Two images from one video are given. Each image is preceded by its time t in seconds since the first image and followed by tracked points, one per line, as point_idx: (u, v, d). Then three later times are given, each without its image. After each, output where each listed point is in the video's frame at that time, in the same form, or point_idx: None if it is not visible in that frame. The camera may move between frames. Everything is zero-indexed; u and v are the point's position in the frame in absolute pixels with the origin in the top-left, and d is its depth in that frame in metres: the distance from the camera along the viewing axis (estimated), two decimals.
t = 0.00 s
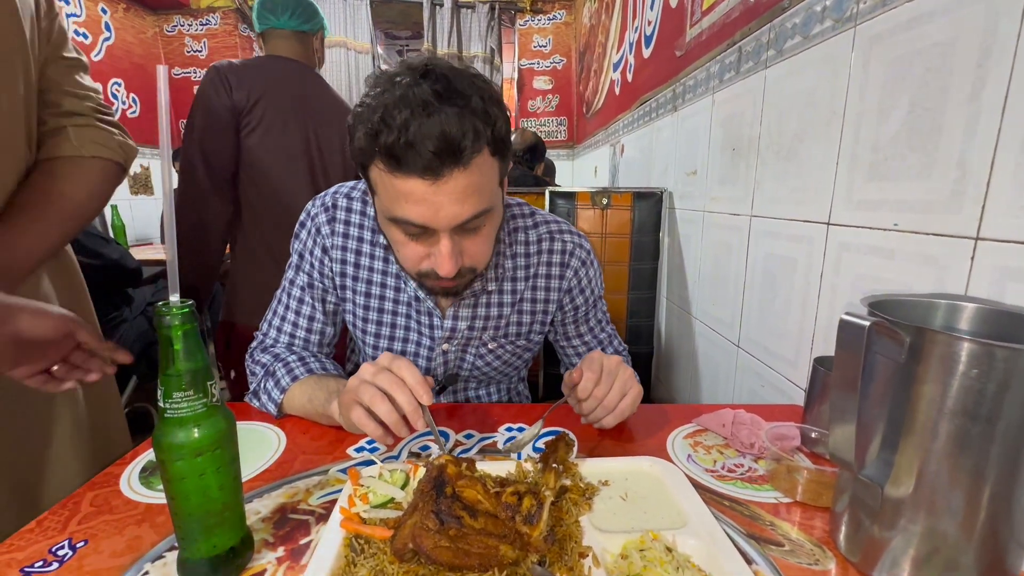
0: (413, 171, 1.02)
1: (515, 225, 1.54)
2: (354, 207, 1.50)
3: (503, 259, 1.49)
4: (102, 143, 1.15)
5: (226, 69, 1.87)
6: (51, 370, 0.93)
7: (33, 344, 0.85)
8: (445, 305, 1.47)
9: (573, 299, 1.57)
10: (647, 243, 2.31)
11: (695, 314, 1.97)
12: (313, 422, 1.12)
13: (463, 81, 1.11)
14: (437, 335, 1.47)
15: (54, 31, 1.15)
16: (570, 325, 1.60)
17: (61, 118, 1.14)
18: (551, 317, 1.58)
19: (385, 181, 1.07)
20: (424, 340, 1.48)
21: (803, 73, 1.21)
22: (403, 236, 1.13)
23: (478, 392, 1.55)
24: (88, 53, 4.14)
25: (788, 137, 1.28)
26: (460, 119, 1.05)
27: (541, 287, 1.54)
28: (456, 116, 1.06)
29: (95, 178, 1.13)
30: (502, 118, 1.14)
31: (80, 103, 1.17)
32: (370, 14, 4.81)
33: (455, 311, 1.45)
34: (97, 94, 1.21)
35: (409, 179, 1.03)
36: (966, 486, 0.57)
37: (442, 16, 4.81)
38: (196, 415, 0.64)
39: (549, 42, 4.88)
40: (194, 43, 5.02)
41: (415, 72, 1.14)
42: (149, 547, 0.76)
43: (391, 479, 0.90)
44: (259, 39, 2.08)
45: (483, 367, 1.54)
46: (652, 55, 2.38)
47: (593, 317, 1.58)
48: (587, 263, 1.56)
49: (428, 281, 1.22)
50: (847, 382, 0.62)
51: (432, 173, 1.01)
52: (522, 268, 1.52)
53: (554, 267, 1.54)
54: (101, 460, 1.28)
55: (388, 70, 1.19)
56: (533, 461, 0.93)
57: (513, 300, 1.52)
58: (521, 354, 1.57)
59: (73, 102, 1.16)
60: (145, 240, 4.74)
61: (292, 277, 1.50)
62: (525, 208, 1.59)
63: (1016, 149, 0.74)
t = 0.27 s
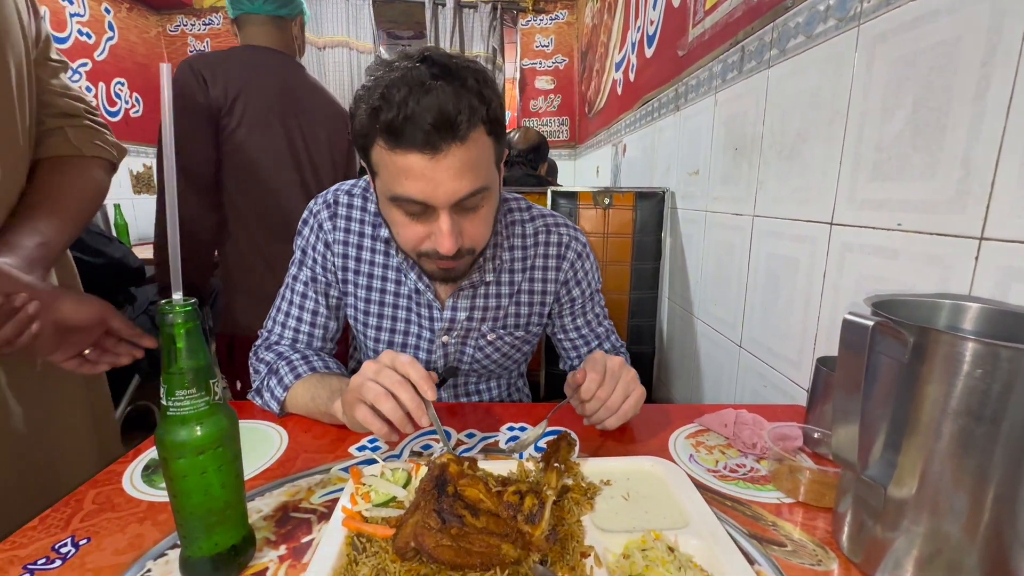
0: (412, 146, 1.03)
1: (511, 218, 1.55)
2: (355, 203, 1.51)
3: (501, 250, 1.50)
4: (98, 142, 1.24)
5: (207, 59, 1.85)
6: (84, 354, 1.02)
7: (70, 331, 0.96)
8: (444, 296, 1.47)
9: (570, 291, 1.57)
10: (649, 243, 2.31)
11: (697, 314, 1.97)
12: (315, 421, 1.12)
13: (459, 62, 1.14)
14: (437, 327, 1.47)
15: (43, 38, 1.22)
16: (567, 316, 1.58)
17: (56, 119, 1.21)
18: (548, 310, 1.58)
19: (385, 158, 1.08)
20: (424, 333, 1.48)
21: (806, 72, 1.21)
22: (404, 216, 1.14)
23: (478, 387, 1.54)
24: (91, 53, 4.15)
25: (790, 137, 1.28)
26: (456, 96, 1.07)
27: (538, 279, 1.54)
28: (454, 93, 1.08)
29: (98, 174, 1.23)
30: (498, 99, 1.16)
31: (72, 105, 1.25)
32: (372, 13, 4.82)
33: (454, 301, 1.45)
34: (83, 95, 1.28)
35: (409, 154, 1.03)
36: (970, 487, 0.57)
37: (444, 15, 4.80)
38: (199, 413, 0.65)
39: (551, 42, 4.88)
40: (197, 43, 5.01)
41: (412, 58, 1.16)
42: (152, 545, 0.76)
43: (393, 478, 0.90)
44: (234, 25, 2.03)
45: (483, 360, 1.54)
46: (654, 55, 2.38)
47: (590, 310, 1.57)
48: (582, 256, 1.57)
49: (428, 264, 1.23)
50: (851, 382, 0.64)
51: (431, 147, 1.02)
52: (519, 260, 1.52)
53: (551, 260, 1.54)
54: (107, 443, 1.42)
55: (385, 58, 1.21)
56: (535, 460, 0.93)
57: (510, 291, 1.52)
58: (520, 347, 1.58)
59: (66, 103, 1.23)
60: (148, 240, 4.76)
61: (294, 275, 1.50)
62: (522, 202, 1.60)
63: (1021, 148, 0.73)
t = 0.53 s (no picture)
0: (414, 132, 1.03)
1: (511, 214, 1.56)
2: (357, 201, 1.51)
3: (501, 246, 1.50)
4: (84, 140, 1.31)
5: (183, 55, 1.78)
6: (93, 347, 1.22)
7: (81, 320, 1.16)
8: (445, 291, 1.48)
9: (569, 286, 1.57)
10: (651, 244, 2.30)
11: (699, 315, 1.96)
12: (318, 421, 1.12)
13: (458, 51, 1.15)
14: (439, 322, 1.47)
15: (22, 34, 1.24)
16: (566, 312, 1.57)
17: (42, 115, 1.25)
18: (548, 305, 1.58)
19: (388, 146, 1.08)
20: (426, 329, 1.48)
21: (810, 73, 1.20)
22: (406, 205, 1.14)
23: (480, 383, 1.54)
24: (95, 53, 4.17)
25: (794, 137, 1.27)
26: (456, 82, 1.08)
27: (538, 274, 1.54)
28: (454, 80, 1.08)
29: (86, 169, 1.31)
30: (496, 88, 1.17)
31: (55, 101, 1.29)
32: (375, 15, 4.83)
33: (455, 296, 1.46)
34: (58, 87, 1.30)
35: (411, 140, 1.04)
36: (975, 490, 0.57)
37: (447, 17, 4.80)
38: (202, 413, 0.65)
39: (554, 43, 4.88)
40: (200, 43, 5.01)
41: (412, 50, 1.17)
42: (154, 545, 0.76)
43: (396, 479, 0.90)
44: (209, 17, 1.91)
45: (484, 356, 1.54)
46: (656, 56, 2.38)
47: (590, 306, 1.55)
48: (582, 251, 1.58)
49: (431, 257, 1.23)
50: (854, 384, 0.64)
51: (433, 132, 1.03)
52: (519, 256, 1.52)
53: (550, 255, 1.55)
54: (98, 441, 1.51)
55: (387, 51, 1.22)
56: (537, 461, 0.93)
57: (509, 286, 1.52)
58: (521, 343, 1.56)
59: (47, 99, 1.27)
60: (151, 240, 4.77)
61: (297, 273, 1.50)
62: (522, 199, 1.61)
63: None
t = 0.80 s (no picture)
0: (402, 138, 1.03)
1: (509, 215, 1.56)
2: (357, 202, 1.51)
3: (499, 247, 1.50)
4: (42, 136, 1.16)
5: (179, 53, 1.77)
6: (47, 367, 1.17)
7: (35, 341, 1.12)
8: (443, 291, 1.49)
9: (567, 287, 1.57)
10: (652, 245, 2.30)
11: (700, 317, 1.96)
12: (319, 421, 1.12)
13: (447, 56, 1.14)
14: (437, 322, 1.47)
15: None
16: (565, 313, 1.57)
17: None
18: (546, 307, 1.58)
19: (378, 152, 1.08)
20: (424, 329, 1.49)
21: (812, 75, 1.20)
22: (397, 209, 1.14)
23: (479, 383, 1.54)
24: (98, 54, 4.18)
25: (795, 139, 1.27)
26: (443, 88, 1.07)
27: (536, 275, 1.54)
28: (441, 86, 1.07)
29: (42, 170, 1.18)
30: (486, 92, 1.16)
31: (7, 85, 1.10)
32: (377, 16, 4.84)
33: (453, 297, 1.46)
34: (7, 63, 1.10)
35: (399, 147, 1.03)
36: (977, 493, 0.56)
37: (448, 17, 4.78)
38: (203, 414, 0.65)
39: (555, 44, 4.88)
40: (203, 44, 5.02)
41: (403, 55, 1.17)
42: (155, 545, 0.76)
43: (396, 480, 0.90)
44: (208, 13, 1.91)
45: (484, 357, 1.53)
46: (658, 57, 2.38)
47: (589, 307, 1.54)
48: (580, 253, 1.57)
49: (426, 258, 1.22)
50: (856, 386, 0.64)
51: (420, 138, 1.02)
52: (517, 257, 1.52)
53: (548, 256, 1.55)
54: (45, 422, 1.48)
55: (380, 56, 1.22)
56: (538, 463, 0.93)
57: (507, 287, 1.52)
58: (520, 344, 1.56)
59: None
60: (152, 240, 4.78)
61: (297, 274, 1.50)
62: (520, 200, 1.61)
63: None
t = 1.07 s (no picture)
0: (396, 141, 1.03)
1: (508, 218, 1.56)
2: (357, 203, 1.51)
3: (498, 250, 1.50)
4: None
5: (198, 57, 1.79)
6: None
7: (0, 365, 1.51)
8: (443, 294, 1.49)
9: (568, 290, 1.56)
10: (653, 247, 2.30)
11: (702, 319, 1.96)
12: (320, 422, 1.12)
13: (441, 59, 1.14)
14: (436, 325, 1.47)
15: None
16: (565, 317, 1.57)
17: None
18: (547, 310, 1.58)
19: (372, 155, 1.08)
20: (423, 331, 1.49)
21: (814, 77, 1.20)
22: (394, 212, 1.14)
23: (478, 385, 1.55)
24: (100, 55, 4.19)
25: (797, 142, 1.27)
26: (437, 91, 1.07)
27: (536, 278, 1.54)
28: (435, 89, 1.07)
29: None
30: (481, 95, 1.16)
31: None
32: (379, 18, 4.85)
33: (451, 301, 1.46)
34: None
35: (394, 151, 1.04)
36: (980, 497, 0.56)
37: (451, 20, 4.76)
38: (206, 415, 0.65)
39: (557, 46, 4.89)
40: (205, 46, 5.03)
41: (398, 58, 1.17)
42: (158, 546, 0.76)
43: (398, 482, 0.90)
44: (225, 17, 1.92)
45: (483, 359, 1.54)
46: (660, 59, 2.38)
47: (590, 310, 1.54)
48: (581, 256, 1.57)
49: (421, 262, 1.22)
50: (859, 391, 0.63)
51: (414, 141, 1.03)
52: (517, 259, 1.52)
53: (548, 259, 1.54)
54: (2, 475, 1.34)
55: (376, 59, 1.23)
56: (540, 465, 0.93)
57: (507, 289, 1.51)
58: (520, 346, 1.56)
59: None
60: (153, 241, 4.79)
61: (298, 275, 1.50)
62: (520, 202, 1.61)
63: None
